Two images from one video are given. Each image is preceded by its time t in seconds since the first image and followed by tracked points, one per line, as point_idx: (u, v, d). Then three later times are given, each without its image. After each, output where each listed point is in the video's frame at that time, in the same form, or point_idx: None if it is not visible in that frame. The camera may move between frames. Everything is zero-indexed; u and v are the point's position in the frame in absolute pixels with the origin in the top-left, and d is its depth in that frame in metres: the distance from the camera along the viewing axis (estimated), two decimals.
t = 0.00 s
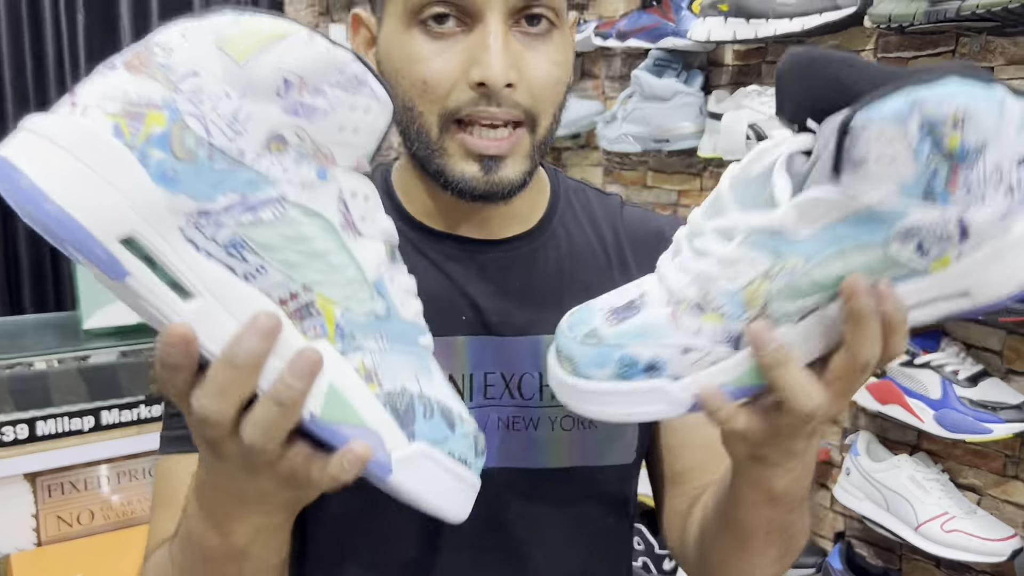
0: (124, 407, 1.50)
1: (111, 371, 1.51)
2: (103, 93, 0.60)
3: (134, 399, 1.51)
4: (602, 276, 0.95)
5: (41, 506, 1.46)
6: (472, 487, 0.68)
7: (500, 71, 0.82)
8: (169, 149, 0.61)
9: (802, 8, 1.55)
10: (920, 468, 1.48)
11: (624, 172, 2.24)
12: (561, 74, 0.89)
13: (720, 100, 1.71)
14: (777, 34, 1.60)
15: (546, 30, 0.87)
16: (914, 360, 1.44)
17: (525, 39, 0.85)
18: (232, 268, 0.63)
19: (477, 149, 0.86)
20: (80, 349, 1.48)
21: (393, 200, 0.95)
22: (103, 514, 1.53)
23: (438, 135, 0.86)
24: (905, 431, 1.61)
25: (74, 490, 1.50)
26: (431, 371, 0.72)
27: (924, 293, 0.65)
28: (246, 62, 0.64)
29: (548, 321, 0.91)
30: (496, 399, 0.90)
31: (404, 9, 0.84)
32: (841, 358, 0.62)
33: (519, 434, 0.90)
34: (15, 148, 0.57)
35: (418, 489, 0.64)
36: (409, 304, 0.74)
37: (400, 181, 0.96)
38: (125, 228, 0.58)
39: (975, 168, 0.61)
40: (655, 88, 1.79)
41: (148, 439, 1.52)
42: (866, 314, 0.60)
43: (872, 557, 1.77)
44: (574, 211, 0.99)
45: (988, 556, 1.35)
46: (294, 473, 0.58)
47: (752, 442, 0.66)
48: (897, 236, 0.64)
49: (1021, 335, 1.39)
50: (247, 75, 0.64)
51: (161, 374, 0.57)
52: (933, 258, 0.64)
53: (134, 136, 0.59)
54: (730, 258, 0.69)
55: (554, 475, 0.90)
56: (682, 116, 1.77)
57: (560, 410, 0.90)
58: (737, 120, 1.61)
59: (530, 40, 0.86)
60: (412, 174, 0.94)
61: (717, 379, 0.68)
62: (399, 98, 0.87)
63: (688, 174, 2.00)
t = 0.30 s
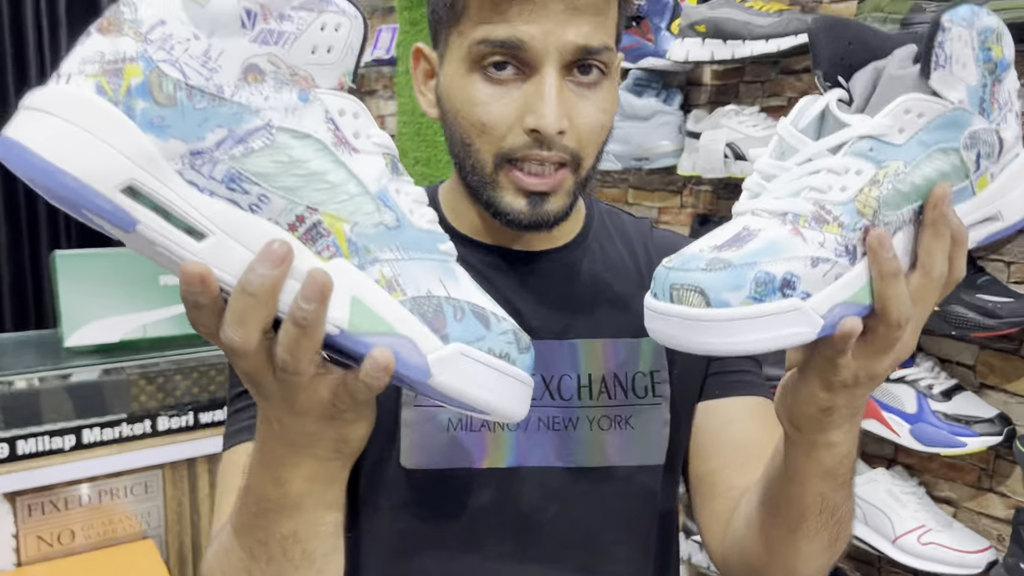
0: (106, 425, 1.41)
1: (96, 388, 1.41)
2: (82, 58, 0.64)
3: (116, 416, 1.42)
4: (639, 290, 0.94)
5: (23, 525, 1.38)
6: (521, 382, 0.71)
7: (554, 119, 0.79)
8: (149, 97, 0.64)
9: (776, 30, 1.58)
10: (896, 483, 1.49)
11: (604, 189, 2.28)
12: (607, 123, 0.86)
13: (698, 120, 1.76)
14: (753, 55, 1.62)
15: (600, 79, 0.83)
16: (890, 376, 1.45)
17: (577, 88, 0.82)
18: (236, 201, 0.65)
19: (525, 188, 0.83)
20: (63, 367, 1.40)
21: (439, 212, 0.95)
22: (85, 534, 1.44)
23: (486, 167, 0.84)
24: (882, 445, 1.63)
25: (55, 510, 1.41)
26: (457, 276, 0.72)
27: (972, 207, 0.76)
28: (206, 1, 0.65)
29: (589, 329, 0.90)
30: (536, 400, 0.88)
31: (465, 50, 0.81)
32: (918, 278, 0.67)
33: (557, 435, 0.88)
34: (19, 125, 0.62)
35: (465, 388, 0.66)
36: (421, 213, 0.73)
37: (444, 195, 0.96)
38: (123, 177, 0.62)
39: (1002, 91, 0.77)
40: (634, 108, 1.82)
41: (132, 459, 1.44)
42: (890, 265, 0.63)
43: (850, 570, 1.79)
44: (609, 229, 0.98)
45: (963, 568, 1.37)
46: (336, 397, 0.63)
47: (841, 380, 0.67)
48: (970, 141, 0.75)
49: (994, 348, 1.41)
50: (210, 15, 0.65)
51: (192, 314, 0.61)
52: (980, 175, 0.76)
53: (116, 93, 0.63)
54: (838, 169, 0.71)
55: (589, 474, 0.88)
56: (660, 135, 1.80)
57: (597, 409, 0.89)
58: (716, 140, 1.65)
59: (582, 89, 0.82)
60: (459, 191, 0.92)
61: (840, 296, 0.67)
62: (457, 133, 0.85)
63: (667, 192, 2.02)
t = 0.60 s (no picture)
0: (77, 453, 1.29)
1: (68, 416, 1.29)
2: (140, 148, 0.70)
3: (87, 443, 1.30)
4: (652, 318, 0.96)
5: None
6: (534, 434, 0.74)
7: (585, 139, 0.80)
8: (202, 186, 0.70)
9: (735, 61, 1.69)
10: (858, 501, 1.53)
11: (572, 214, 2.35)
12: (631, 148, 0.87)
13: (662, 147, 1.83)
14: (713, 84, 1.72)
15: (629, 106, 0.85)
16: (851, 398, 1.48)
17: (607, 113, 0.83)
18: (280, 277, 0.72)
19: (554, 204, 0.85)
20: (32, 393, 1.26)
21: (468, 236, 0.99)
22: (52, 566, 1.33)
23: (518, 188, 0.85)
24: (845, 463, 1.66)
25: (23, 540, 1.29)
26: (478, 337, 0.77)
27: (960, 306, 0.73)
28: (252, 94, 0.70)
29: (602, 353, 0.93)
30: (552, 418, 0.92)
31: (500, 75, 0.83)
32: (889, 370, 0.67)
33: (569, 453, 0.91)
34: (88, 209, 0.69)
35: (482, 441, 0.72)
36: (446, 278, 0.78)
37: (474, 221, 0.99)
38: (180, 260, 0.69)
39: (1003, 193, 0.72)
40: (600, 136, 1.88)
41: (100, 488, 1.32)
42: (854, 356, 0.64)
43: None
44: (632, 258, 1.00)
45: None
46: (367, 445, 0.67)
47: (813, 453, 0.68)
48: (954, 245, 0.72)
49: (947, 369, 1.46)
50: (255, 106, 0.71)
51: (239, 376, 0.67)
52: (970, 275, 0.73)
53: (173, 183, 0.70)
54: (810, 262, 0.73)
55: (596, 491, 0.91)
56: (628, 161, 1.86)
57: (609, 431, 0.92)
58: (679, 167, 1.72)
59: (611, 115, 0.83)
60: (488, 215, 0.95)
61: (798, 382, 0.70)
62: (490, 155, 0.87)
63: (635, 218, 2.12)
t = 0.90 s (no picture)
0: (41, 478, 1.25)
1: (34, 441, 1.24)
2: (142, 183, 0.71)
3: (53, 467, 1.26)
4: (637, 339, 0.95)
5: None
6: (495, 448, 0.75)
7: (565, 133, 0.81)
8: (199, 219, 0.71)
9: (693, 88, 1.75)
10: (816, 516, 1.56)
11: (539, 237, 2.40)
12: (610, 153, 0.87)
13: (626, 171, 1.90)
14: (673, 110, 1.79)
15: (605, 110, 0.86)
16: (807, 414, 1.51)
17: (584, 115, 0.84)
18: (267, 302, 0.73)
19: (538, 201, 0.84)
20: None
21: (459, 256, 0.97)
22: None
23: (503, 184, 0.84)
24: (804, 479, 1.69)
25: None
26: (447, 358, 0.78)
27: (892, 325, 0.75)
28: (246, 136, 0.72)
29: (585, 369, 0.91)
30: (528, 431, 0.90)
31: (487, 81, 0.84)
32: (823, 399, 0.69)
33: (546, 465, 0.88)
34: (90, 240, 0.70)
35: (451, 456, 0.72)
36: (418, 304, 0.79)
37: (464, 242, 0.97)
38: (176, 286, 0.70)
39: (934, 219, 0.73)
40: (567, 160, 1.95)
41: (64, 513, 1.27)
42: (779, 363, 0.67)
43: None
44: (615, 281, 0.99)
45: None
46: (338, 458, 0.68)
47: (758, 471, 0.70)
48: (880, 265, 0.74)
49: (901, 386, 1.50)
50: (249, 147, 0.73)
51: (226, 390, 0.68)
52: (901, 294, 0.74)
53: (172, 216, 0.71)
54: (741, 274, 0.76)
55: (570, 506, 0.88)
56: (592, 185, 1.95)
57: (585, 444, 0.90)
58: (641, 191, 1.80)
59: (588, 117, 0.84)
60: (475, 232, 0.94)
61: (726, 384, 0.73)
62: (477, 160, 0.86)
63: (601, 239, 2.17)
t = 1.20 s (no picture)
0: (31, 488, 1.21)
1: (24, 451, 1.21)
2: (339, 316, 0.60)
3: (41, 478, 1.22)
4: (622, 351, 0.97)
5: None
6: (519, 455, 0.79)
7: (547, 142, 0.83)
8: (393, 339, 0.65)
9: (678, 104, 1.79)
10: (799, 524, 1.57)
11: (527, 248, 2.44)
12: (595, 164, 0.89)
13: (611, 185, 1.95)
14: (658, 126, 1.83)
15: (589, 122, 0.87)
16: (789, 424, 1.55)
17: (567, 128, 0.86)
18: (428, 400, 0.70)
19: (523, 210, 0.86)
20: None
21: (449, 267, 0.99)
22: None
23: (489, 196, 0.86)
24: (786, 489, 1.72)
25: None
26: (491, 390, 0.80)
27: (692, 444, 0.65)
28: (407, 251, 0.67)
29: (570, 381, 0.92)
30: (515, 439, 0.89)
31: (474, 94, 0.86)
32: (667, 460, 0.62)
33: (532, 475, 0.87)
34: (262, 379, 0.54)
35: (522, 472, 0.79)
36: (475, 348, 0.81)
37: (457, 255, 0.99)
38: (399, 414, 0.61)
39: (722, 336, 0.65)
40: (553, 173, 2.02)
41: (55, 524, 1.23)
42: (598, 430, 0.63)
43: None
44: (602, 294, 1.01)
45: None
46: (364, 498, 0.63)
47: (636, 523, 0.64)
48: (666, 373, 0.69)
49: (879, 397, 1.54)
50: (410, 261, 0.68)
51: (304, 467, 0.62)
52: (698, 410, 0.66)
53: (374, 342, 0.62)
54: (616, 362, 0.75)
55: (558, 515, 0.88)
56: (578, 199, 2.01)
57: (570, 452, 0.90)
58: (627, 205, 1.85)
59: (572, 130, 0.86)
60: (467, 246, 0.95)
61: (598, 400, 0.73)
62: (464, 171, 0.88)
63: (587, 251, 2.21)
